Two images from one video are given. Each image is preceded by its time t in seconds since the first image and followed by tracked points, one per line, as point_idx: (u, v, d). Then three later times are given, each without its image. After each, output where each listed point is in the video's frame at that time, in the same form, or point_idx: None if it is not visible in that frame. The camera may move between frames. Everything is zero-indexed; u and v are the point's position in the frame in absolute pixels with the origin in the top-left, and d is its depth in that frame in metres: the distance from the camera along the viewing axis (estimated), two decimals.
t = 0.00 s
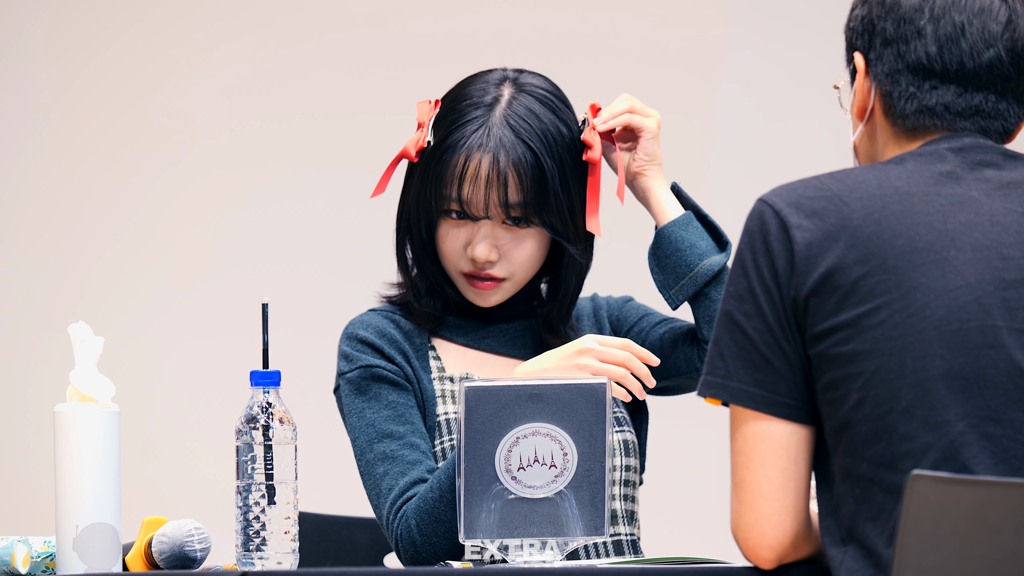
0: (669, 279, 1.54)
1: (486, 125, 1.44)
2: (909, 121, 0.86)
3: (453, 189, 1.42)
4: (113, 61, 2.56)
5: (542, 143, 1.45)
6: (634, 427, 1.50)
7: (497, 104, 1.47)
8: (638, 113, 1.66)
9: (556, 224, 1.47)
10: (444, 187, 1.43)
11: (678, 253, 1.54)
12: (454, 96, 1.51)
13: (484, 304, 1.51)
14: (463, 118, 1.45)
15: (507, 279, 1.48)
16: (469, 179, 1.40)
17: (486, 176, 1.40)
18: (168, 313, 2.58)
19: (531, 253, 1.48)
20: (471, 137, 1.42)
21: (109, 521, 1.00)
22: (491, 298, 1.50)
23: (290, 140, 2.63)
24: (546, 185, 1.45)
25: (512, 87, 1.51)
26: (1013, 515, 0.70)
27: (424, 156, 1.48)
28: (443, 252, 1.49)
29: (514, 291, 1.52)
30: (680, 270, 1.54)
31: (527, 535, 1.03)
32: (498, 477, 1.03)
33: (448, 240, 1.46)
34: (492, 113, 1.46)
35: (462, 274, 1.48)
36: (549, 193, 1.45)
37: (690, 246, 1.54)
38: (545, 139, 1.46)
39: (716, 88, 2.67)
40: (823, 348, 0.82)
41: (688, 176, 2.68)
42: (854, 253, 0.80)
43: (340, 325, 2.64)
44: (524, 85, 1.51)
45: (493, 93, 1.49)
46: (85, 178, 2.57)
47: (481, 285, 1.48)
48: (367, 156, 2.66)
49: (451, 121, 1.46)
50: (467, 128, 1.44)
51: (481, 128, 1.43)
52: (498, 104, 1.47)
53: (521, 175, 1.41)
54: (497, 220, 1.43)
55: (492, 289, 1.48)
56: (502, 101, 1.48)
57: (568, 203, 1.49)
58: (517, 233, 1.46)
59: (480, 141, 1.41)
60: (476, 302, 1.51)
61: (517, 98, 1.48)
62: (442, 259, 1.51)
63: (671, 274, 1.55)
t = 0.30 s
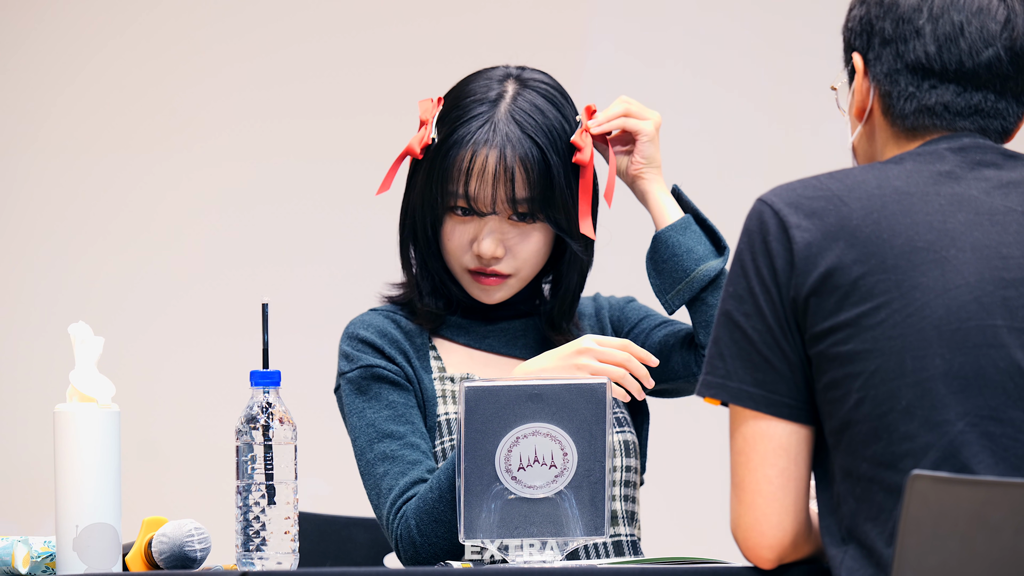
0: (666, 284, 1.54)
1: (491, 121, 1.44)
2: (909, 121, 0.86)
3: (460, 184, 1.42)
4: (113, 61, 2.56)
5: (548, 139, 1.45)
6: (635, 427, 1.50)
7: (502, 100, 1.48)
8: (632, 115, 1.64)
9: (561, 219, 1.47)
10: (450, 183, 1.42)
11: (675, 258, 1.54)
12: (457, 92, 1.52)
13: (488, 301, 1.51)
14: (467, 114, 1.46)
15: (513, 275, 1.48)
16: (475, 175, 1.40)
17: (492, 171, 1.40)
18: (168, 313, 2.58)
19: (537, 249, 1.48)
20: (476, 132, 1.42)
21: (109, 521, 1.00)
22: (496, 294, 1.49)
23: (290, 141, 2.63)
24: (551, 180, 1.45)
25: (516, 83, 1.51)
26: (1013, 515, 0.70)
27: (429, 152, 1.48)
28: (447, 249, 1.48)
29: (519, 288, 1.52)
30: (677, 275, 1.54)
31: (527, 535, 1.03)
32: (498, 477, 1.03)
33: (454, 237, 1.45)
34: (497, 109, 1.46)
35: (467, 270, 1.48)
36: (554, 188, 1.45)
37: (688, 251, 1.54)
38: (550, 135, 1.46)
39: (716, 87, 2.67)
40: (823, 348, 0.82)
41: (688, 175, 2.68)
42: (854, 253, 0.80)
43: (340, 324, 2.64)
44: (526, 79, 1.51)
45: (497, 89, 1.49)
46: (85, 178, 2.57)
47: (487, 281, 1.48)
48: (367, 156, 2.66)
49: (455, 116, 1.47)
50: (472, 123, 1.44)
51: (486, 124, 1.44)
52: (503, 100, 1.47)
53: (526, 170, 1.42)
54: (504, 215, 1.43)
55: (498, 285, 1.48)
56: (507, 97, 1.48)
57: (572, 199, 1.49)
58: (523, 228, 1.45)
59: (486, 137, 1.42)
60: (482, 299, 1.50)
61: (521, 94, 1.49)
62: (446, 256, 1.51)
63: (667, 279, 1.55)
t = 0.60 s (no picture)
0: (668, 287, 1.54)
1: (494, 118, 1.44)
2: (908, 121, 0.86)
3: (462, 181, 1.42)
4: (113, 61, 2.57)
5: (550, 136, 1.46)
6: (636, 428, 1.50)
7: (504, 98, 1.48)
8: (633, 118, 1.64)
9: (563, 217, 1.48)
10: (452, 180, 1.43)
11: (677, 261, 1.54)
12: (459, 91, 1.52)
13: (490, 298, 1.51)
14: (469, 112, 1.46)
15: (515, 273, 1.48)
16: (478, 172, 1.40)
17: (495, 168, 1.40)
18: (167, 312, 2.58)
19: (539, 246, 1.48)
20: (479, 130, 1.43)
21: (109, 521, 1.00)
22: (499, 292, 1.49)
23: (290, 140, 2.63)
24: (554, 178, 1.45)
25: (518, 82, 1.51)
26: (1013, 515, 0.70)
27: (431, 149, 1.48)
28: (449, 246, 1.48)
29: (522, 286, 1.52)
30: (679, 278, 1.53)
31: (527, 534, 1.03)
32: (498, 477, 1.03)
33: (456, 234, 1.45)
34: (500, 106, 1.46)
35: (469, 268, 1.48)
36: (556, 185, 1.45)
37: (690, 253, 1.53)
38: (552, 133, 1.47)
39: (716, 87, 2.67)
40: (823, 348, 0.82)
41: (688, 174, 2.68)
42: (853, 252, 0.80)
43: (339, 324, 2.64)
44: (527, 76, 1.52)
45: (499, 87, 1.49)
46: (85, 178, 2.57)
47: (490, 279, 1.48)
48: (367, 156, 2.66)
49: (457, 114, 1.47)
50: (475, 121, 1.44)
51: (488, 121, 1.44)
52: (505, 97, 1.48)
53: (529, 167, 1.42)
54: (507, 213, 1.43)
55: (499, 284, 1.48)
56: (509, 95, 1.48)
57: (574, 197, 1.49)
58: (526, 226, 1.46)
59: (489, 134, 1.42)
60: (485, 297, 1.50)
61: (523, 92, 1.49)
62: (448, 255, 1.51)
63: (670, 282, 1.54)
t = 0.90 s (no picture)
0: (669, 291, 1.54)
1: (496, 110, 1.45)
2: (908, 121, 0.86)
3: (467, 173, 1.42)
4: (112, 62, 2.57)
5: (554, 125, 1.46)
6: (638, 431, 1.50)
7: (505, 90, 1.49)
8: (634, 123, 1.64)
9: (569, 205, 1.48)
10: (457, 173, 1.42)
11: (677, 265, 1.54)
12: (458, 87, 1.52)
13: (498, 292, 1.50)
14: (470, 105, 1.46)
15: (523, 265, 1.48)
16: (483, 163, 1.40)
17: (500, 158, 1.40)
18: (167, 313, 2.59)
19: (546, 237, 1.48)
20: (482, 122, 1.43)
21: (109, 521, 1.00)
22: (507, 284, 1.48)
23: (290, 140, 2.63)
24: (558, 166, 1.45)
25: (518, 74, 1.52)
26: (1014, 515, 0.70)
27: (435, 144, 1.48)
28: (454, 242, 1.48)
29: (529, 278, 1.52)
30: (679, 282, 1.53)
31: (527, 534, 1.03)
32: (498, 477, 1.03)
33: (462, 228, 1.45)
34: (501, 98, 1.47)
35: (476, 262, 1.47)
36: (561, 174, 1.46)
37: (690, 257, 1.53)
38: (555, 122, 1.47)
39: (715, 87, 2.67)
40: (823, 347, 0.82)
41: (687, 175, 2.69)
42: (852, 252, 0.80)
43: (339, 324, 2.64)
44: (526, 67, 1.53)
45: (499, 80, 1.50)
46: (85, 179, 2.57)
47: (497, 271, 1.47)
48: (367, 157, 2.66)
49: (460, 108, 1.47)
50: (477, 114, 1.45)
51: (490, 113, 1.44)
52: (505, 89, 1.48)
53: (533, 155, 1.42)
54: (513, 203, 1.43)
55: (507, 276, 1.47)
56: (509, 86, 1.49)
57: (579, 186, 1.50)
58: (534, 216, 1.45)
59: (492, 125, 1.42)
60: (492, 291, 1.49)
61: (524, 84, 1.50)
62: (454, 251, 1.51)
63: (670, 286, 1.54)
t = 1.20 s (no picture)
0: (665, 305, 1.50)
1: (503, 99, 1.45)
2: (908, 121, 0.86)
3: (481, 162, 1.42)
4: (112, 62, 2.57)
5: (561, 111, 1.48)
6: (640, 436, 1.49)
7: (508, 80, 1.49)
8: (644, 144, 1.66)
9: (581, 188, 1.49)
10: (470, 163, 1.42)
11: (674, 281, 1.50)
12: (455, 82, 1.52)
13: (513, 283, 1.49)
14: (475, 96, 1.47)
15: (538, 253, 1.48)
16: (498, 151, 1.41)
17: (514, 144, 1.41)
18: (168, 313, 2.59)
19: (560, 223, 1.49)
20: (490, 111, 1.44)
21: (109, 521, 1.00)
22: (523, 273, 1.48)
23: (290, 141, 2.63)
24: (570, 150, 1.47)
25: (517, 64, 1.53)
26: (1013, 515, 0.70)
27: (442, 138, 1.47)
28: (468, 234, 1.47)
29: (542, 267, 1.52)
30: (676, 297, 1.50)
31: (527, 534, 1.03)
32: (498, 477, 1.03)
33: (477, 219, 1.45)
34: (505, 87, 1.48)
35: (492, 253, 1.47)
36: (573, 159, 1.47)
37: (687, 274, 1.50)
38: (562, 108, 1.49)
39: (714, 88, 2.67)
40: (823, 348, 0.82)
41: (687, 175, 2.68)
42: (853, 252, 0.80)
43: (338, 323, 2.64)
44: (523, 57, 1.54)
45: (500, 70, 1.51)
46: (84, 179, 2.57)
47: (514, 260, 1.47)
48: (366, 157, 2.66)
49: (464, 100, 1.47)
50: (485, 103, 1.45)
51: (497, 102, 1.45)
52: (508, 80, 1.49)
53: (546, 140, 1.44)
54: (529, 189, 1.43)
55: (523, 264, 1.47)
56: (511, 77, 1.50)
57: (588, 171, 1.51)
58: (549, 203, 1.46)
59: (502, 113, 1.43)
60: (509, 282, 1.49)
61: (525, 73, 1.51)
62: (465, 244, 1.50)
63: (667, 302, 1.51)
